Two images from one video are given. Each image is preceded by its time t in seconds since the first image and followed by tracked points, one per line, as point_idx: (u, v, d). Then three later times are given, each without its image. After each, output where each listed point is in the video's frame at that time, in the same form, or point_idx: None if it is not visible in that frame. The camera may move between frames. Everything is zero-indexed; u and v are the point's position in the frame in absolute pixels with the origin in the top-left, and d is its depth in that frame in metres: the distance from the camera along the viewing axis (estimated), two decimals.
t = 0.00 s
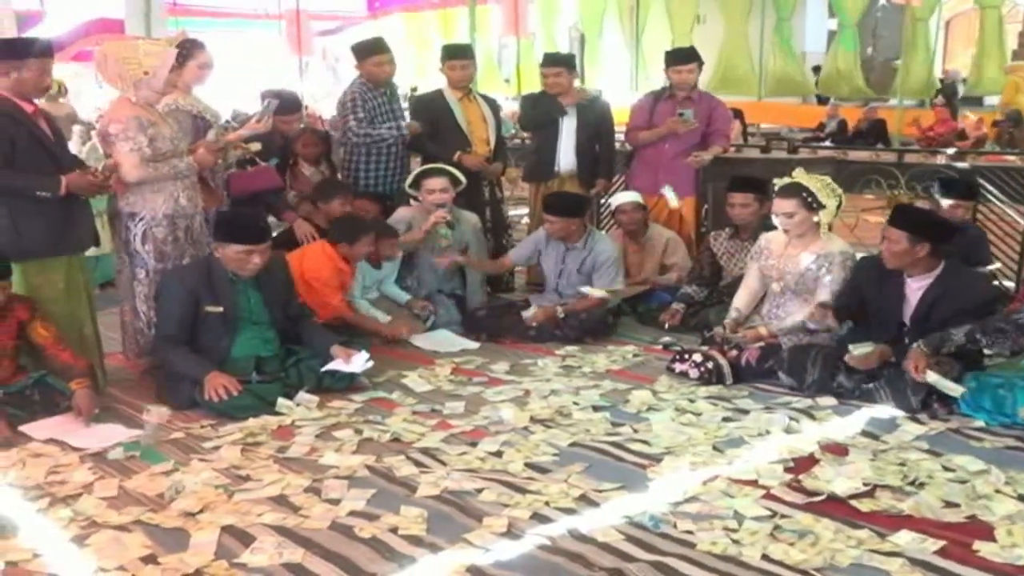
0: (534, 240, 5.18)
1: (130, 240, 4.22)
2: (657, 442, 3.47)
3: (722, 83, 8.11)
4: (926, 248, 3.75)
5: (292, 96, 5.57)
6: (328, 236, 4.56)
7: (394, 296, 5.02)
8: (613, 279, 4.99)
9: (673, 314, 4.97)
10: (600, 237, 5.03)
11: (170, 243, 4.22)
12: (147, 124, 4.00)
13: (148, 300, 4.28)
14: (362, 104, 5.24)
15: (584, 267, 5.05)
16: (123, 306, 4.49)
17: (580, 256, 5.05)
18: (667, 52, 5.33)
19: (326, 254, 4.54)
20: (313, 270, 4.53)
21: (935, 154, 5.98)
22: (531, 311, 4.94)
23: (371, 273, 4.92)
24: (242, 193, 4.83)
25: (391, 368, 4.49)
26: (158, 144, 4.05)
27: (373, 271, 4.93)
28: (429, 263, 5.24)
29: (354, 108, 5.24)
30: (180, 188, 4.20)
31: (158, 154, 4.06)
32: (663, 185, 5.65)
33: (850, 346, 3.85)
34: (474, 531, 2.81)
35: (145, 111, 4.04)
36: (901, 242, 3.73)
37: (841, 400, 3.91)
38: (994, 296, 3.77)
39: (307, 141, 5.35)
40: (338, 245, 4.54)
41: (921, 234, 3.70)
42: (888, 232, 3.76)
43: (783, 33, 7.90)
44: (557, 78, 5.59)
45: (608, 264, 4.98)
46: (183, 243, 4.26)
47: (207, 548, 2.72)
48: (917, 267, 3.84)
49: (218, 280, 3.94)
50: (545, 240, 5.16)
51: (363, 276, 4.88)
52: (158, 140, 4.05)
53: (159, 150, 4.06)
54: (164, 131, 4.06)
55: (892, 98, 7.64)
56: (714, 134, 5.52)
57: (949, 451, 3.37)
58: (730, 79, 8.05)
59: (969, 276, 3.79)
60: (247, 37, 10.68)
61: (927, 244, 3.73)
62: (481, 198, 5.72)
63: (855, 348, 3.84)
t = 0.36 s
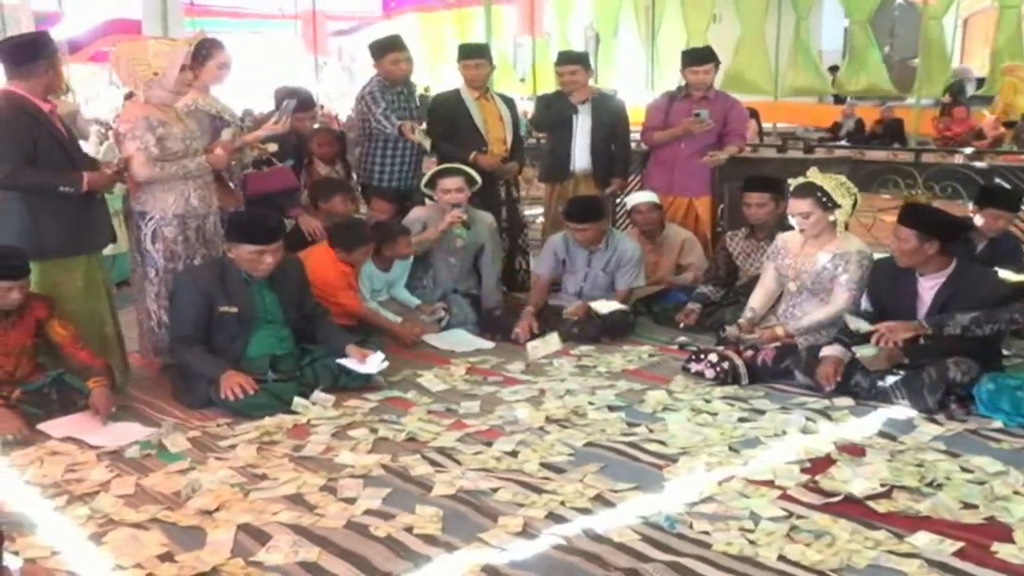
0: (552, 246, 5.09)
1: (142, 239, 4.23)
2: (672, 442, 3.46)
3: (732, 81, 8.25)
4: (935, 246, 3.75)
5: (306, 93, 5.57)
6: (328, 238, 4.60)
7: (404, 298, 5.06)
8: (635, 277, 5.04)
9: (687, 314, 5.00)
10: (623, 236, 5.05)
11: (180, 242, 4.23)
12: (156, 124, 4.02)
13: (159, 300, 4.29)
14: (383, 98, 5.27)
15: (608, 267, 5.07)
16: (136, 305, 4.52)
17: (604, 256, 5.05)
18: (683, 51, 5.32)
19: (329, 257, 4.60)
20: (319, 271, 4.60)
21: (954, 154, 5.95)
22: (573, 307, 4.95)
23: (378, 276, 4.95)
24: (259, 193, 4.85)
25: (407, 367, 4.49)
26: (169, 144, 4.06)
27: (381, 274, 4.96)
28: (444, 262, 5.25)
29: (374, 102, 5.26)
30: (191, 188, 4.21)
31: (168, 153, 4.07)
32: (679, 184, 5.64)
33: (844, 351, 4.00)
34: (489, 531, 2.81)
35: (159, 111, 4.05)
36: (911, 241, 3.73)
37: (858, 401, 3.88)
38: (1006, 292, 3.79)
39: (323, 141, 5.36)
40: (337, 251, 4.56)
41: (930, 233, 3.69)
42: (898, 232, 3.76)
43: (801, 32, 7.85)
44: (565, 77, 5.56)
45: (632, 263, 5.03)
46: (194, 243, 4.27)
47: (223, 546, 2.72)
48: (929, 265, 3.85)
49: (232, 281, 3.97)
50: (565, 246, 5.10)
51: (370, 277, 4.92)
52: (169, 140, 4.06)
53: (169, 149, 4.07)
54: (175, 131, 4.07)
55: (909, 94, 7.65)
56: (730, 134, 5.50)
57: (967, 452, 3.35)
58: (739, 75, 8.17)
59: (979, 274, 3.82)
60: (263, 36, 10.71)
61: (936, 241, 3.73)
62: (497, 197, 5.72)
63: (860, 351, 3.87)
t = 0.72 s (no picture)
0: (565, 252, 4.98)
1: (152, 237, 4.25)
2: (685, 441, 3.45)
3: (748, 82, 8.39)
4: (947, 245, 3.71)
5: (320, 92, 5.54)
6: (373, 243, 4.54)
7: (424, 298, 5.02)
8: (648, 283, 5.03)
9: (701, 313, 4.98)
10: (637, 241, 5.01)
11: (190, 240, 4.24)
12: (167, 122, 4.03)
13: (169, 298, 4.31)
14: (386, 102, 5.25)
15: (622, 273, 5.04)
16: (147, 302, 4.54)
17: (618, 263, 5.01)
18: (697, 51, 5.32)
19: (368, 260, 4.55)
20: (352, 272, 4.57)
21: (969, 153, 5.92)
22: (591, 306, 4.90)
23: (408, 276, 4.90)
24: (271, 191, 4.86)
25: (419, 366, 4.49)
26: (180, 142, 4.08)
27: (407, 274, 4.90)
28: (457, 261, 5.25)
29: (378, 106, 5.26)
30: (202, 187, 4.22)
31: (178, 151, 4.09)
32: (693, 183, 5.63)
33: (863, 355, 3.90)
34: (501, 529, 2.81)
35: (172, 109, 4.07)
36: (921, 241, 3.70)
37: (873, 401, 3.87)
38: (1019, 290, 3.72)
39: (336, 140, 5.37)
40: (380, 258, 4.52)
41: (940, 232, 3.67)
42: (908, 232, 3.74)
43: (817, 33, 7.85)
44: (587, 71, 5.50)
45: (647, 268, 5.01)
46: (203, 241, 4.28)
47: (236, 544, 2.73)
48: (940, 265, 3.80)
49: (244, 280, 3.97)
50: (578, 253, 5.00)
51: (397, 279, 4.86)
52: (180, 138, 4.07)
53: (180, 147, 4.09)
54: (186, 129, 4.08)
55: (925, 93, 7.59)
56: (743, 132, 5.49)
57: (981, 452, 3.33)
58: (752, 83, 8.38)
59: (993, 273, 3.75)
60: (277, 35, 10.73)
61: (947, 240, 3.69)
62: (511, 196, 5.72)
63: (871, 354, 3.89)
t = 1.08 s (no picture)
0: (577, 258, 4.96)
1: (162, 234, 4.25)
2: (694, 440, 3.45)
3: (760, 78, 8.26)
4: (959, 245, 3.70)
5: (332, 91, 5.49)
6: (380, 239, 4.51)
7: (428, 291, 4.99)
8: (657, 285, 5.03)
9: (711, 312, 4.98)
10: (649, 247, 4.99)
11: (200, 237, 4.24)
12: (179, 120, 4.04)
13: (178, 295, 4.32)
14: (396, 97, 5.36)
15: (633, 277, 5.02)
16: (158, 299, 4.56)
17: (630, 269, 4.99)
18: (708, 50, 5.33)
19: (374, 256, 4.52)
20: (358, 266, 4.54)
21: (980, 151, 5.90)
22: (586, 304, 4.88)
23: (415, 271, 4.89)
24: (280, 189, 4.82)
25: (428, 364, 4.49)
26: (191, 140, 4.08)
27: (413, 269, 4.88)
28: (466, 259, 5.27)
29: (385, 107, 5.36)
30: (212, 185, 4.22)
31: (188, 149, 4.09)
32: (702, 182, 5.63)
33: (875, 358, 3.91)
34: (510, 528, 2.81)
35: (184, 107, 4.08)
36: (933, 241, 3.69)
37: (883, 401, 3.86)
38: None
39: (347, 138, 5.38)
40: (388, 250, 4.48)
41: (952, 233, 3.66)
42: (919, 232, 3.73)
43: (826, 30, 7.72)
44: (604, 68, 5.47)
45: (657, 273, 5.01)
46: (213, 239, 4.28)
47: (246, 541, 2.73)
48: (951, 265, 3.78)
49: (252, 278, 3.97)
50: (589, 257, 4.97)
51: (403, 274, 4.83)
52: (191, 136, 4.08)
53: (190, 145, 4.09)
54: (197, 128, 4.09)
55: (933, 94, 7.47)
56: (754, 131, 5.48)
57: (992, 453, 3.32)
58: (768, 80, 8.22)
59: (1004, 272, 3.73)
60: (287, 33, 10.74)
61: (959, 240, 3.68)
62: (521, 194, 5.72)
63: (882, 355, 3.90)
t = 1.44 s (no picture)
0: (592, 254, 4.91)
1: (166, 231, 4.25)
2: (699, 437, 3.44)
3: (767, 73, 8.24)
4: (966, 242, 3.69)
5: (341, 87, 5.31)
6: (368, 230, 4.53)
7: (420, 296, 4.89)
8: (666, 287, 5.03)
9: (715, 309, 5.05)
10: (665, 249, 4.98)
11: (205, 234, 4.24)
12: (183, 116, 4.04)
13: (183, 291, 4.32)
14: (404, 97, 5.44)
15: (644, 278, 4.99)
16: (162, 296, 4.56)
17: (642, 271, 4.97)
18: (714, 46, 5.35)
19: (363, 248, 4.55)
20: (346, 261, 4.54)
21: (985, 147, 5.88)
22: (593, 297, 4.86)
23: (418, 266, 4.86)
24: (284, 184, 4.82)
25: (432, 361, 4.49)
26: (195, 136, 4.08)
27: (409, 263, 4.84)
28: (470, 257, 5.27)
29: (394, 102, 5.45)
30: (217, 181, 4.22)
31: (192, 146, 4.09)
32: (706, 179, 5.61)
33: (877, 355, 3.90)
34: (514, 525, 2.80)
35: (188, 103, 4.07)
36: (941, 239, 3.68)
37: (887, 399, 3.85)
38: None
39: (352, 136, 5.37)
40: (378, 239, 4.49)
41: (959, 230, 3.65)
42: (925, 230, 3.72)
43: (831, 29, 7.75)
44: (612, 63, 5.47)
45: (668, 275, 5.02)
46: (218, 236, 4.28)
47: (250, 538, 2.73)
48: (959, 262, 3.78)
49: (256, 274, 3.97)
50: (604, 253, 4.93)
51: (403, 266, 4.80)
52: (195, 133, 4.08)
53: (195, 142, 4.09)
54: (201, 123, 4.09)
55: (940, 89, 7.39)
56: (759, 128, 5.48)
57: (997, 450, 3.31)
58: (775, 67, 8.16)
59: (1009, 269, 3.72)
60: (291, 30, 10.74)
61: (967, 238, 3.67)
62: (525, 191, 5.72)
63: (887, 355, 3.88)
